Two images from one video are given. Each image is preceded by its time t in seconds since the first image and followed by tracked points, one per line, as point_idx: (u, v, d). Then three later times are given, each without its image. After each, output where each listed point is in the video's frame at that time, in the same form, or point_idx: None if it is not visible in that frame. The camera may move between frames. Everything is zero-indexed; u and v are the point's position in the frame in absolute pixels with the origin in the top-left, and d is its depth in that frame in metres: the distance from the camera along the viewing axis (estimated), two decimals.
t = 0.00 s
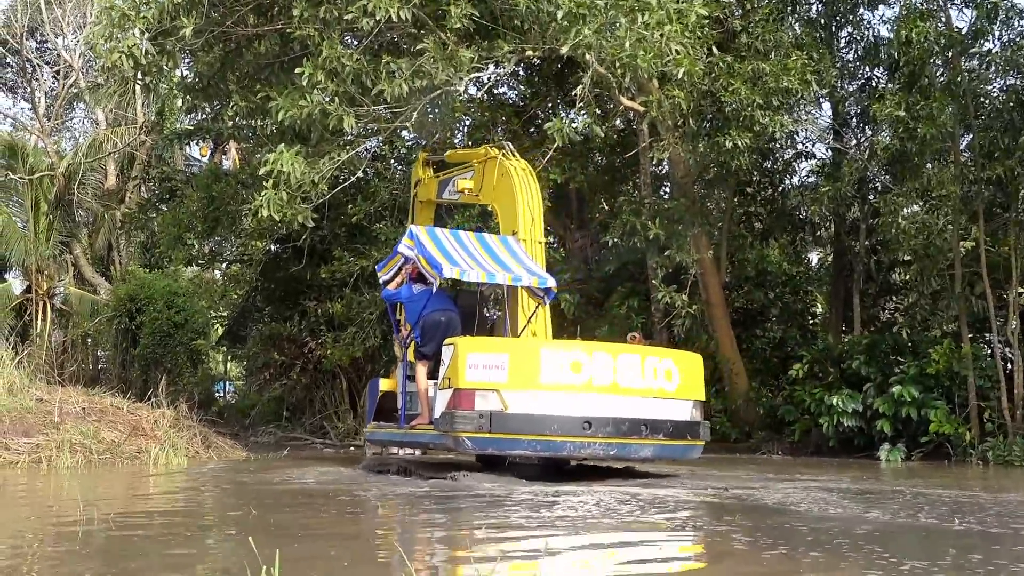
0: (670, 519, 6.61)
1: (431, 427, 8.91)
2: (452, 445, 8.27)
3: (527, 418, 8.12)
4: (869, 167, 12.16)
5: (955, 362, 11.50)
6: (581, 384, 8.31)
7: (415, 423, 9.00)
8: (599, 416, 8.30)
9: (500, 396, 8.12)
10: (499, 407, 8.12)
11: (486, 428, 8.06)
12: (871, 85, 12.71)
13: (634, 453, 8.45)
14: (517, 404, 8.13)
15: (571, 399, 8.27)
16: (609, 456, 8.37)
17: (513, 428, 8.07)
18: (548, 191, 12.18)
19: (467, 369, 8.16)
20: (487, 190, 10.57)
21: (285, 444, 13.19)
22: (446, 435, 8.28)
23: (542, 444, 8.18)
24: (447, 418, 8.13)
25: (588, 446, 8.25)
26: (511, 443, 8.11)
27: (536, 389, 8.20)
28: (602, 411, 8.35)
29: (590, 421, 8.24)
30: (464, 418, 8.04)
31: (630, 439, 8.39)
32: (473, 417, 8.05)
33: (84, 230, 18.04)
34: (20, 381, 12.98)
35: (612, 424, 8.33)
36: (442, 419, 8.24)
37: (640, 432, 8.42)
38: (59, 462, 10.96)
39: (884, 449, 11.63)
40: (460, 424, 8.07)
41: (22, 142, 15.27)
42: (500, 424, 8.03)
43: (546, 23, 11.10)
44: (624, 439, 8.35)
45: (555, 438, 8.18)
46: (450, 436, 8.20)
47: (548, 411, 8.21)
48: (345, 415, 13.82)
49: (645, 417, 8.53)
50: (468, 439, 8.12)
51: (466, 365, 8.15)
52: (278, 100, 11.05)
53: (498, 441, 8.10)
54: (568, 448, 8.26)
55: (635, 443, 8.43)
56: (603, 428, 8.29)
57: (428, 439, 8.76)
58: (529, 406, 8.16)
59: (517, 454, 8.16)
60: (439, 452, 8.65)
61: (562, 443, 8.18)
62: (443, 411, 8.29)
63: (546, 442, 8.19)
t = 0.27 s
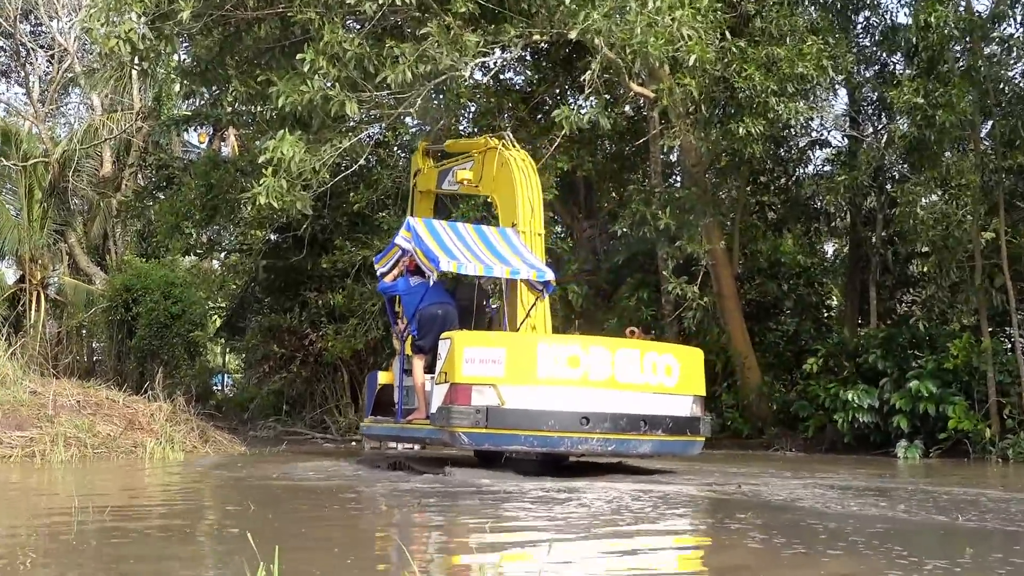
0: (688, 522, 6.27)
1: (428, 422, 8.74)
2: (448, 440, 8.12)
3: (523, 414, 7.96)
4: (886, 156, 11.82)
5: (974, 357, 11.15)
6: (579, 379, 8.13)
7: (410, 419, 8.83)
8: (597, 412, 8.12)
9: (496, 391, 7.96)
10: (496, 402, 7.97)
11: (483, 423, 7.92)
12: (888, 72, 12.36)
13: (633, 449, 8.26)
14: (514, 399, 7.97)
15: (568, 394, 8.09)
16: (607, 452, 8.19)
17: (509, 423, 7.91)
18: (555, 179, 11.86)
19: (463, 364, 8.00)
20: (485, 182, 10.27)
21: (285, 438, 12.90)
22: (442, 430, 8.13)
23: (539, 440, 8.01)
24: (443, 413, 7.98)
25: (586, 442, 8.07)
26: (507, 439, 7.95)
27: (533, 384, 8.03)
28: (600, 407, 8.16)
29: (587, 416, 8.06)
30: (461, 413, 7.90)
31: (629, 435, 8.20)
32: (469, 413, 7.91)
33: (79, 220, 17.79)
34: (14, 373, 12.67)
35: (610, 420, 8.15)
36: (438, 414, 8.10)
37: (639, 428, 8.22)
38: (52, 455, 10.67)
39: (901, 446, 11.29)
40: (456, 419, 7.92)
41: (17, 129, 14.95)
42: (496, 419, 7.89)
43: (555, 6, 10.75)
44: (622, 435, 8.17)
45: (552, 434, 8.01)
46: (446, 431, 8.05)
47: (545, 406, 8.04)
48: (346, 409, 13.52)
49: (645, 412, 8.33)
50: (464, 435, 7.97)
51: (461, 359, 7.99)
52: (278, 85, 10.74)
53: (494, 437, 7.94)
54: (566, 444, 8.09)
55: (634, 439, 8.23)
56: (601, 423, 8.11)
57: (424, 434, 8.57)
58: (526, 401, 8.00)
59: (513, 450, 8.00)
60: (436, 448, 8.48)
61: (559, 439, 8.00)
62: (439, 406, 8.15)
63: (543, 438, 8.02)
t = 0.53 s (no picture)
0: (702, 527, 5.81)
1: (422, 417, 8.33)
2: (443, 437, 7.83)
3: (519, 410, 7.66)
4: (908, 141, 11.35)
5: (998, 351, 10.65)
6: (577, 374, 7.80)
7: (405, 414, 8.41)
8: (596, 408, 7.79)
9: (491, 387, 7.66)
10: (491, 398, 7.67)
11: (478, 420, 7.64)
12: (910, 55, 11.87)
13: (632, 447, 7.92)
14: (509, 395, 7.67)
15: (566, 391, 7.77)
16: (606, 449, 7.88)
17: (505, 420, 7.62)
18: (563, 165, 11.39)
19: (457, 358, 7.69)
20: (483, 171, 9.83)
21: (281, 434, 12.45)
22: (435, 426, 7.84)
23: (536, 437, 7.71)
24: (437, 409, 7.69)
25: (584, 440, 7.76)
26: (503, 436, 7.66)
27: (529, 380, 7.71)
28: (598, 403, 7.84)
29: (586, 413, 7.75)
30: (455, 409, 7.62)
31: (629, 433, 7.87)
32: (464, 409, 7.62)
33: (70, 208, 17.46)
34: None
35: (609, 417, 7.82)
36: (432, 410, 7.81)
37: (639, 426, 7.88)
38: (37, 451, 10.21)
39: (922, 444, 10.80)
40: (450, 415, 7.65)
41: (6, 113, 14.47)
42: (491, 416, 7.60)
43: None
44: (622, 432, 7.84)
45: (549, 431, 7.71)
46: (440, 428, 7.76)
47: (543, 402, 7.74)
48: (344, 403, 13.07)
49: (645, 409, 7.99)
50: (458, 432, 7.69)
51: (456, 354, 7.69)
52: (275, 67, 10.28)
53: (489, 434, 7.65)
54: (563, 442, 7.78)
55: (634, 436, 7.90)
56: (600, 420, 7.79)
57: (419, 430, 8.18)
58: (522, 397, 7.70)
59: (509, 447, 7.71)
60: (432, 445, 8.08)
61: (556, 437, 7.70)
62: (433, 401, 7.87)
63: (540, 436, 7.72)
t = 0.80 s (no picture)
0: (723, 541, 5.31)
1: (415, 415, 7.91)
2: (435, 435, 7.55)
3: (513, 408, 7.41)
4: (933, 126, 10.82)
5: None
6: (573, 372, 7.52)
7: (397, 412, 8.00)
8: (591, 406, 7.54)
9: (485, 384, 7.40)
10: (485, 395, 7.42)
11: (471, 417, 7.38)
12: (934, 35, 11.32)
13: (629, 446, 7.67)
14: (503, 393, 7.41)
15: (561, 388, 7.51)
16: (602, 448, 7.62)
17: (498, 417, 7.37)
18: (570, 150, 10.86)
19: (450, 354, 7.41)
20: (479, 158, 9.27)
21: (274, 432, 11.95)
22: (427, 423, 7.55)
23: (530, 436, 7.45)
24: (429, 406, 7.42)
25: (580, 438, 7.51)
26: (496, 434, 7.42)
27: (523, 377, 7.45)
28: (594, 401, 7.58)
29: (581, 411, 7.50)
30: (448, 407, 7.35)
31: (625, 431, 7.60)
32: (457, 407, 7.36)
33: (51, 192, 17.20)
34: None
35: (606, 415, 7.56)
36: (424, 406, 7.53)
37: (636, 424, 7.62)
38: (16, 450, 9.69)
39: (947, 444, 10.21)
40: (443, 412, 7.36)
41: None
42: (484, 414, 7.36)
43: None
44: (618, 431, 7.58)
45: (543, 430, 7.45)
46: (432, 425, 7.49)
47: (537, 399, 7.48)
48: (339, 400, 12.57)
49: (643, 407, 7.71)
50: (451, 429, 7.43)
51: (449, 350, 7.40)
52: (268, 48, 9.75)
53: (482, 432, 7.40)
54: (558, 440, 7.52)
55: (631, 435, 7.63)
56: (596, 418, 7.54)
57: (411, 428, 7.80)
58: (516, 395, 7.44)
59: (502, 445, 7.47)
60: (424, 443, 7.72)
61: (550, 435, 7.45)
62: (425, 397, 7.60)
63: (535, 434, 7.46)
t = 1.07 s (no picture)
0: (739, 546, 4.89)
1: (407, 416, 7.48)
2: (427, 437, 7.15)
3: (506, 410, 7.02)
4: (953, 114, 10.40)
5: None
6: (568, 372, 7.13)
7: (387, 411, 7.56)
8: (587, 408, 7.15)
9: (477, 385, 7.01)
10: (477, 397, 7.02)
11: (463, 419, 6.98)
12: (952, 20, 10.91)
13: (626, 449, 7.28)
14: (496, 394, 7.02)
15: (555, 390, 7.12)
16: (598, 451, 7.23)
17: (491, 419, 6.99)
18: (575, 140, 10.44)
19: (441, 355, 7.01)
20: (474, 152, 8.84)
21: (266, 434, 11.51)
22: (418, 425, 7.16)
23: (524, 438, 7.07)
24: (420, 407, 7.03)
25: (575, 441, 7.12)
26: (489, 437, 7.03)
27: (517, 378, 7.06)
28: (590, 403, 7.18)
29: (576, 413, 7.11)
30: (439, 408, 6.95)
31: (622, 433, 7.21)
32: (449, 408, 6.96)
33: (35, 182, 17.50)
34: None
35: (602, 417, 7.17)
36: (415, 407, 7.14)
37: (632, 426, 7.23)
38: None
39: (968, 446, 9.74)
40: (434, 413, 6.97)
41: None
42: (477, 416, 6.96)
43: None
44: (615, 433, 7.19)
45: (537, 432, 7.07)
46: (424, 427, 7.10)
47: (531, 401, 7.09)
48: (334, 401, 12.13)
49: (641, 408, 7.31)
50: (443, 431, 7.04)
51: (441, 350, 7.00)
52: (261, 34, 9.33)
53: (475, 435, 7.02)
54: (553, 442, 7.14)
55: (627, 438, 7.24)
56: (592, 420, 7.15)
57: (402, 429, 7.38)
58: (510, 396, 7.05)
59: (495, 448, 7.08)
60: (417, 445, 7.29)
61: (545, 438, 7.07)
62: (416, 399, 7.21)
63: (528, 437, 7.08)
